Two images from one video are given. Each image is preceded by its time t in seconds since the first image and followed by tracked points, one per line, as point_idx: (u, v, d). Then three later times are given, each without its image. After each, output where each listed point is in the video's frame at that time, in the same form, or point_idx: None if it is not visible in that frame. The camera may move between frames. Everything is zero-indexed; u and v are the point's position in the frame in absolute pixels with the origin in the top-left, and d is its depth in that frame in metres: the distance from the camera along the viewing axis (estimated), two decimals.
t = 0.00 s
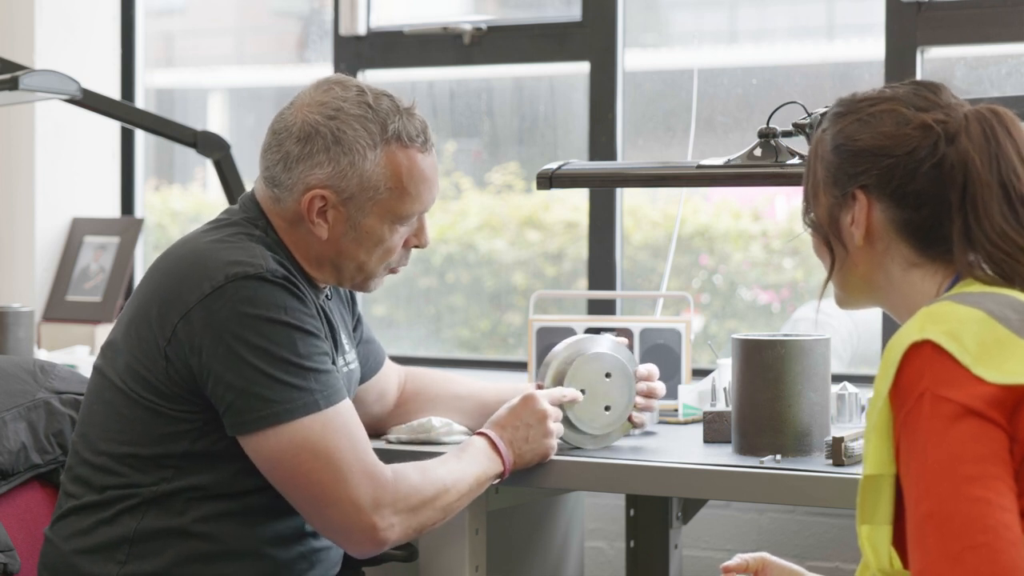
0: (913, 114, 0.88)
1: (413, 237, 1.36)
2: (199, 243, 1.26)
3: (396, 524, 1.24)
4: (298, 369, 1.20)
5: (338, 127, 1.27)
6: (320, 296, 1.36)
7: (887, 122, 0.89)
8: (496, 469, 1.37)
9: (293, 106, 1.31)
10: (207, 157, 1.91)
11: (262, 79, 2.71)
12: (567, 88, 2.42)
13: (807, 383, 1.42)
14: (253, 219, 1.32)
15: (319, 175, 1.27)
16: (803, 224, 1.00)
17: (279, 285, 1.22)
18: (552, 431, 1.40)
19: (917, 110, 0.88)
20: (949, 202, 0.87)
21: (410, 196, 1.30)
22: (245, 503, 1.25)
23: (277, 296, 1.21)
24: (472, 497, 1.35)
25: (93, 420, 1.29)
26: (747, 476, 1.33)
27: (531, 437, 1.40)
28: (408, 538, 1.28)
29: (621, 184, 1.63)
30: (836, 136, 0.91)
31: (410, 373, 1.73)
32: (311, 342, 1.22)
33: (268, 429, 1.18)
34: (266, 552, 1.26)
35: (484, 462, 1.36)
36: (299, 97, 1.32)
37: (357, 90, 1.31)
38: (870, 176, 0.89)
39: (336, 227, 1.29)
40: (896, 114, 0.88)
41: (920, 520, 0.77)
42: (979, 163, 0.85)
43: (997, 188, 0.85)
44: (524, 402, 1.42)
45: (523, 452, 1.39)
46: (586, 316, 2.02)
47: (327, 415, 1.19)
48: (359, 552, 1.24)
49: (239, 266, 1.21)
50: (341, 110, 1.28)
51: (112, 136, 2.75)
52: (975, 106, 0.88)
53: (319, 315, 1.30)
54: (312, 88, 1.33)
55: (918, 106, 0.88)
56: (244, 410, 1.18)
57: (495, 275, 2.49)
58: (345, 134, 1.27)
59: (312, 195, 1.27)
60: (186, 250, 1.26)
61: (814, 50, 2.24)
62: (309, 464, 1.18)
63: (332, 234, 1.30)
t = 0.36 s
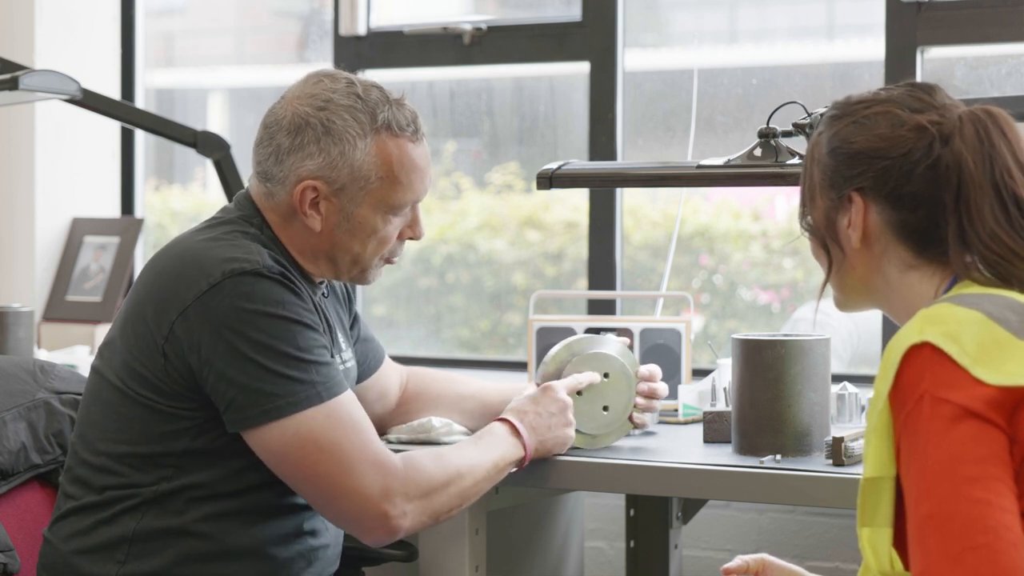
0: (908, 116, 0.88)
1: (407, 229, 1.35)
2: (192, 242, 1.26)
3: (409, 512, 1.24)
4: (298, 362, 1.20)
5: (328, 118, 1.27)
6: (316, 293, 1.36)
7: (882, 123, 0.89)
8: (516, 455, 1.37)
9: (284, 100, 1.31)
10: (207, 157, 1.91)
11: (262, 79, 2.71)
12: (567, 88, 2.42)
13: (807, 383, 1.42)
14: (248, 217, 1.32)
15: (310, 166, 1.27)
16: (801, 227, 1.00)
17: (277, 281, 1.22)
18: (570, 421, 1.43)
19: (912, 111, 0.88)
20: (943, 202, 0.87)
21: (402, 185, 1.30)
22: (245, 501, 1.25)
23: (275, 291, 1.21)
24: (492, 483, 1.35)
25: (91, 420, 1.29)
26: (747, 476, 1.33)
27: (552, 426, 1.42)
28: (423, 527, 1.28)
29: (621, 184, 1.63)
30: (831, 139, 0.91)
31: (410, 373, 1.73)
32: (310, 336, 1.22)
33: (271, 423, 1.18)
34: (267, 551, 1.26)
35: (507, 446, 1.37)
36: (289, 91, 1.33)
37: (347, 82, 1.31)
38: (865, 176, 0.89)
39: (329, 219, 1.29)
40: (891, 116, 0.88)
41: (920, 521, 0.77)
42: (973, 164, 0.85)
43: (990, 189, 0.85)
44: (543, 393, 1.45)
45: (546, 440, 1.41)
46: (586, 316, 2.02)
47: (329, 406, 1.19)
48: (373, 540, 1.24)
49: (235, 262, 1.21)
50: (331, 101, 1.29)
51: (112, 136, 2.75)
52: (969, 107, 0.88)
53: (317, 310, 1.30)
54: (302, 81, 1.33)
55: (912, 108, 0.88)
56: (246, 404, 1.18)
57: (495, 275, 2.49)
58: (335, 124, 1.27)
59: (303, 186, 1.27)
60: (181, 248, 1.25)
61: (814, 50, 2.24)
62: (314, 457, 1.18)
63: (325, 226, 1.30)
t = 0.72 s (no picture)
0: (905, 114, 0.88)
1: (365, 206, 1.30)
2: (188, 236, 1.26)
3: (413, 500, 1.24)
4: (296, 351, 1.20)
5: (298, 82, 1.32)
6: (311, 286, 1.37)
7: (879, 123, 0.88)
8: (533, 451, 1.37)
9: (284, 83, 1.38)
10: (207, 157, 1.91)
11: (262, 79, 2.71)
12: (567, 88, 2.42)
13: (807, 383, 1.42)
14: (243, 209, 1.34)
15: (273, 125, 1.31)
16: (800, 229, 1.00)
17: (273, 271, 1.22)
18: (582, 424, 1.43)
19: (909, 110, 0.88)
20: (942, 199, 0.87)
21: (347, 143, 1.27)
22: (245, 499, 1.25)
23: (272, 282, 1.21)
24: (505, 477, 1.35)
25: (91, 418, 1.29)
26: (747, 476, 1.33)
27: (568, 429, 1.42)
28: (430, 518, 1.28)
29: (621, 184, 1.63)
30: (829, 139, 0.91)
31: (409, 373, 1.73)
32: (307, 325, 1.22)
33: (270, 412, 1.18)
34: (266, 549, 1.26)
35: (521, 440, 1.37)
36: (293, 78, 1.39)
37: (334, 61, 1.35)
38: (861, 173, 0.89)
39: (283, 177, 1.30)
40: (888, 115, 0.88)
41: (921, 522, 0.77)
42: (971, 162, 0.85)
43: (987, 185, 0.85)
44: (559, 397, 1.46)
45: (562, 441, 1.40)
46: (586, 316, 2.02)
47: (328, 394, 1.19)
48: (379, 528, 1.24)
49: (231, 254, 1.21)
50: (307, 71, 1.32)
51: (112, 135, 2.76)
52: (967, 105, 0.88)
53: (314, 300, 1.30)
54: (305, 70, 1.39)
55: (910, 107, 0.88)
56: (244, 393, 1.18)
57: (495, 275, 2.49)
58: (300, 87, 1.31)
59: (264, 143, 1.31)
60: (177, 243, 1.25)
61: (814, 50, 2.24)
62: (315, 446, 1.18)
63: (281, 185, 1.30)
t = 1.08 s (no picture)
0: (915, 114, 0.87)
1: (387, 215, 1.33)
2: (182, 235, 1.26)
3: (398, 503, 1.24)
4: (288, 350, 1.20)
5: (311, 88, 1.30)
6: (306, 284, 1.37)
7: (888, 120, 0.88)
8: (518, 456, 1.37)
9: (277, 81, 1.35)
10: (206, 157, 1.91)
11: (262, 79, 2.71)
12: (567, 88, 2.42)
13: (807, 383, 1.42)
14: (238, 211, 1.33)
15: (288, 132, 1.29)
16: (802, 224, 1.00)
17: (266, 269, 1.22)
18: (573, 421, 1.44)
19: (919, 110, 0.88)
20: (947, 201, 0.87)
21: (376, 155, 1.29)
22: (241, 497, 1.25)
23: (264, 280, 1.21)
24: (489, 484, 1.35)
25: (86, 418, 1.29)
26: (747, 476, 1.33)
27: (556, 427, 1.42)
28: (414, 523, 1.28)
29: (621, 184, 1.63)
30: (837, 134, 0.91)
31: (407, 373, 1.74)
32: (299, 325, 1.22)
33: (260, 411, 1.18)
34: (265, 549, 1.26)
35: (505, 447, 1.36)
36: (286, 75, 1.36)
37: (338, 63, 1.34)
38: (869, 171, 0.89)
39: (304, 186, 1.29)
40: (898, 113, 0.88)
41: (921, 521, 0.77)
42: (979, 163, 0.85)
43: (993, 189, 0.85)
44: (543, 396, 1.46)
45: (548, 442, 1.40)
46: (586, 316, 2.02)
47: (318, 395, 1.19)
48: (362, 532, 1.24)
49: (223, 252, 1.21)
50: (317, 75, 1.31)
51: (112, 136, 2.76)
52: (976, 106, 0.88)
53: (306, 300, 1.30)
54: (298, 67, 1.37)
55: (919, 105, 0.88)
56: (235, 392, 1.18)
57: (495, 275, 2.49)
58: (316, 94, 1.29)
59: (281, 151, 1.28)
60: (170, 241, 1.25)
61: (814, 50, 2.24)
62: (303, 446, 1.18)
63: (301, 194, 1.30)
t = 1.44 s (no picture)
0: (916, 112, 0.88)
1: (399, 215, 1.39)
2: (185, 234, 1.26)
3: (392, 507, 1.25)
4: (287, 352, 1.20)
5: (332, 97, 1.30)
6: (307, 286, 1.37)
7: (890, 119, 0.89)
8: (515, 466, 1.38)
9: (282, 83, 1.33)
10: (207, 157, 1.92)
11: (262, 79, 2.71)
12: (567, 88, 2.42)
13: (807, 383, 1.42)
14: (239, 212, 1.33)
15: (314, 143, 1.29)
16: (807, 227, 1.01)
17: (267, 270, 1.23)
18: (569, 428, 1.41)
19: (920, 108, 0.88)
20: (949, 198, 0.86)
21: (400, 163, 1.34)
22: (241, 497, 1.25)
23: (265, 281, 1.21)
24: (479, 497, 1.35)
25: (86, 418, 1.29)
26: (747, 476, 1.33)
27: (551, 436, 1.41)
28: (407, 529, 1.28)
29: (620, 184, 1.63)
30: (839, 135, 0.92)
31: (404, 373, 1.74)
32: (299, 326, 1.22)
33: (257, 412, 1.17)
34: (265, 548, 1.26)
35: (497, 459, 1.37)
36: (287, 75, 1.34)
37: (345, 66, 1.35)
38: (872, 169, 0.89)
39: (331, 197, 1.31)
40: (898, 112, 0.88)
41: (923, 519, 0.77)
42: (980, 160, 0.84)
43: (995, 185, 0.84)
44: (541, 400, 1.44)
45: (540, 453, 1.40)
46: (586, 316, 2.02)
47: (316, 398, 1.20)
48: (354, 537, 1.24)
49: (225, 252, 1.21)
50: (334, 82, 1.31)
51: (112, 136, 2.76)
52: (977, 104, 0.88)
53: (306, 301, 1.30)
54: (298, 66, 1.35)
55: (920, 104, 0.88)
56: (233, 391, 1.17)
57: (495, 275, 2.49)
58: (338, 104, 1.30)
59: (309, 163, 1.29)
60: (173, 240, 1.26)
61: (814, 50, 2.24)
62: (300, 448, 1.18)
63: (327, 204, 1.31)
